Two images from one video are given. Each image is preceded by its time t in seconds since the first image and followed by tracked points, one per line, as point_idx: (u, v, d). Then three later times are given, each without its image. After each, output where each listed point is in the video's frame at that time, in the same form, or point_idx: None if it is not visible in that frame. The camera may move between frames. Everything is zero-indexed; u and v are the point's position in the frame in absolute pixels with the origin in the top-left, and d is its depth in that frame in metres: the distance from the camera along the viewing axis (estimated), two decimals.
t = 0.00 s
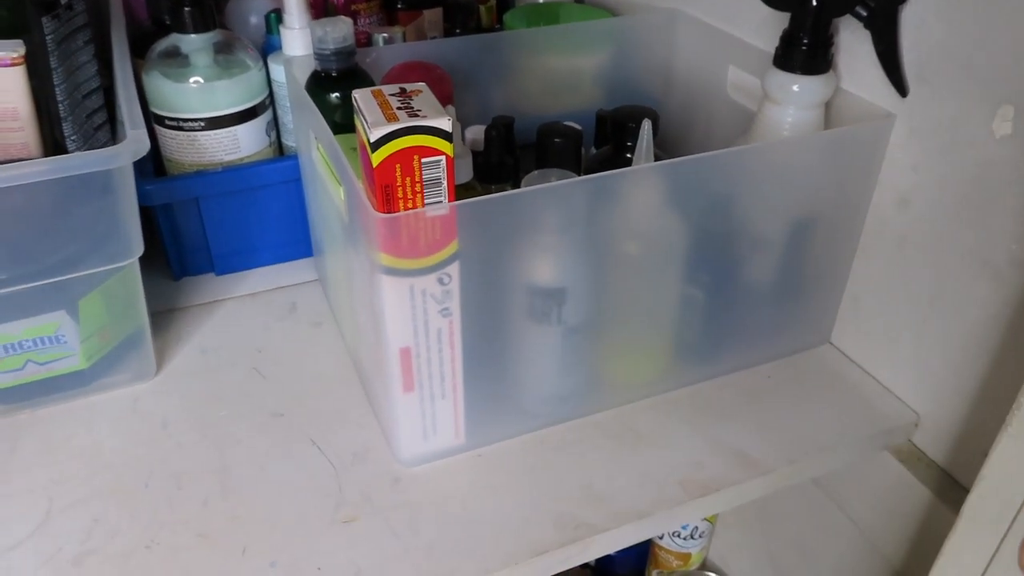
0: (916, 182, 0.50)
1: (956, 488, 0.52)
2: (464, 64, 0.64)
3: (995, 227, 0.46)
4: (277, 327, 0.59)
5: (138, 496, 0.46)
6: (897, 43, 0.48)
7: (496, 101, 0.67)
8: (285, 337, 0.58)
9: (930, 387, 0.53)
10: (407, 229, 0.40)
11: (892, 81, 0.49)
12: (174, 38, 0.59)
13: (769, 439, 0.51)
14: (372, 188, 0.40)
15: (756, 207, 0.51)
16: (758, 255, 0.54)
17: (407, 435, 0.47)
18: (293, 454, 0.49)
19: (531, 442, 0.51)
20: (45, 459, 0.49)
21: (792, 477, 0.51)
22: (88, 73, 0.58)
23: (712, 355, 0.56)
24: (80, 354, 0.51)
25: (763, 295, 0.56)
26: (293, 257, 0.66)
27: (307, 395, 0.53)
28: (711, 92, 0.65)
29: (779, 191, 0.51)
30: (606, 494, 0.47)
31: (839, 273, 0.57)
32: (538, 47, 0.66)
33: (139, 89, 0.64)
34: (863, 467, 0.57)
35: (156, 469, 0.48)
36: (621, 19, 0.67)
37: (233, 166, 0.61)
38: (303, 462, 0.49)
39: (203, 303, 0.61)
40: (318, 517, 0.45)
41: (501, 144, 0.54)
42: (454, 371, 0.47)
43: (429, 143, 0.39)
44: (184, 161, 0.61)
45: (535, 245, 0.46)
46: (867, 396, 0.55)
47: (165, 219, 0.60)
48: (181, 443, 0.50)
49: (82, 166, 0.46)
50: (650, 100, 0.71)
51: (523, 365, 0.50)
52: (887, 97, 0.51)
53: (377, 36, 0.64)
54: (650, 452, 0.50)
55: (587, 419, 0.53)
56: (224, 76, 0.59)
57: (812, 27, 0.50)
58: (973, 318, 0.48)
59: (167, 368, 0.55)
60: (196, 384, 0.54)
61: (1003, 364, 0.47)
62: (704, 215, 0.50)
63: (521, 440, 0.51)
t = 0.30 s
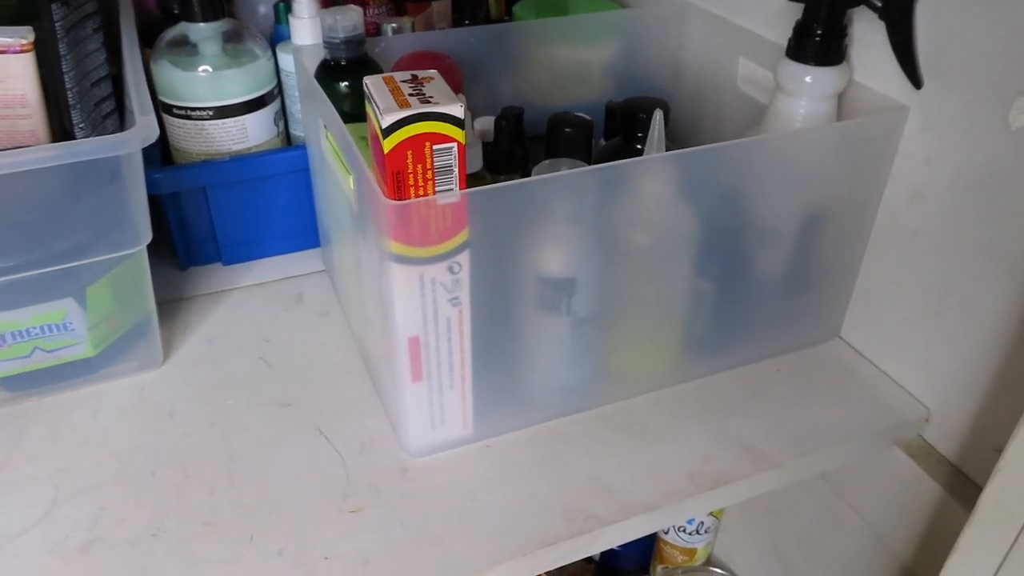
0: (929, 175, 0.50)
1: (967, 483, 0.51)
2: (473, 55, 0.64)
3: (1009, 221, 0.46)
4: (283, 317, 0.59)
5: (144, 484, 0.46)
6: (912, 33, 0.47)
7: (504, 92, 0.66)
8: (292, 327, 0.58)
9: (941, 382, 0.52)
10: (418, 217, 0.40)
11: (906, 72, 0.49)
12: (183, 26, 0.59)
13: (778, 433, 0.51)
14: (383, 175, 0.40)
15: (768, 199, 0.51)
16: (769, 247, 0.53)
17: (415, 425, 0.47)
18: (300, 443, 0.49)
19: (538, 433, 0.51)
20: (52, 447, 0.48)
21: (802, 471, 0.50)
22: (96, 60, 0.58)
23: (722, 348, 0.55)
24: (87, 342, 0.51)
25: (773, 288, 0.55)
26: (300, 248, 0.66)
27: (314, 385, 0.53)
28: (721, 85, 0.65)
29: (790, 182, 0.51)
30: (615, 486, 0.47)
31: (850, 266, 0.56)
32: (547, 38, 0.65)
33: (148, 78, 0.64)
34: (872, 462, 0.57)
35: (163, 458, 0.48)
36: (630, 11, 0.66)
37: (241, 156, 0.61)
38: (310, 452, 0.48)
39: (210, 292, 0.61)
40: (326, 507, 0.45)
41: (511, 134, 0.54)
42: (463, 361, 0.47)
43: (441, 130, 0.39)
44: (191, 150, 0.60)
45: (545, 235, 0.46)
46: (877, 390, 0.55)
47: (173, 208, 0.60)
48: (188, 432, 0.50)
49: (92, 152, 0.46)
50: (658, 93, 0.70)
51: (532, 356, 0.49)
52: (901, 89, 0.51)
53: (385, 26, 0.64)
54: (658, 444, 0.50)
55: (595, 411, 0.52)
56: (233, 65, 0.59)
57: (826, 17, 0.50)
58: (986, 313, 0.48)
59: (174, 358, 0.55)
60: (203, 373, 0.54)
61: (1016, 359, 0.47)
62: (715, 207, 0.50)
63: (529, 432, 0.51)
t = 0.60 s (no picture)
0: (948, 173, 0.49)
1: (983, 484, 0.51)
2: (487, 50, 0.63)
3: None
4: (295, 312, 0.58)
5: (157, 479, 0.46)
6: (932, 29, 0.47)
7: (518, 87, 0.66)
8: (304, 321, 0.58)
9: (958, 382, 0.52)
10: (436, 212, 0.40)
11: (926, 69, 0.48)
12: (196, 18, 0.59)
13: (794, 432, 0.51)
14: (401, 169, 0.40)
15: (785, 197, 0.51)
16: (785, 245, 0.53)
17: (430, 422, 0.47)
18: (313, 438, 0.49)
19: (553, 430, 0.50)
20: (64, 440, 0.48)
21: (817, 471, 0.50)
22: (110, 53, 0.57)
23: (737, 345, 0.55)
24: (100, 335, 0.51)
25: (789, 286, 0.55)
26: (312, 242, 0.65)
27: (327, 380, 0.53)
28: (737, 81, 0.64)
29: (808, 179, 0.51)
30: (630, 484, 0.47)
31: (866, 265, 0.56)
32: (562, 33, 0.65)
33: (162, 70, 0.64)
34: (887, 462, 0.57)
35: (176, 452, 0.48)
36: (646, 6, 0.66)
37: (254, 149, 0.60)
38: (323, 448, 0.48)
39: (222, 286, 0.61)
40: (339, 503, 0.45)
41: (526, 129, 0.53)
42: (478, 358, 0.47)
43: (461, 124, 0.39)
44: (204, 143, 0.60)
45: (563, 231, 0.45)
46: (893, 390, 0.54)
47: (185, 201, 0.60)
48: (201, 426, 0.49)
49: (107, 144, 0.46)
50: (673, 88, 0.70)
51: (547, 353, 0.49)
52: (921, 86, 0.50)
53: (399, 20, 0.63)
54: (673, 442, 0.50)
55: (609, 409, 0.52)
56: (247, 58, 0.59)
57: (847, 13, 0.49)
58: (1005, 313, 0.48)
59: (186, 351, 0.55)
60: (215, 367, 0.54)
61: None
62: (734, 204, 0.49)
63: (544, 429, 0.50)
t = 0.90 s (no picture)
0: (986, 173, 0.49)
1: (1017, 490, 0.50)
2: (515, 46, 0.63)
3: None
4: (320, 307, 0.58)
5: (184, 473, 0.46)
6: (972, 26, 0.46)
7: (545, 83, 0.65)
8: (329, 317, 0.57)
9: (992, 386, 0.51)
10: (467, 208, 0.39)
11: (966, 67, 0.47)
12: (223, 12, 0.59)
13: (824, 435, 0.50)
14: (433, 165, 0.40)
15: (817, 196, 0.50)
16: (817, 245, 0.52)
17: (456, 419, 0.47)
18: (339, 434, 0.49)
19: (579, 430, 0.50)
20: (91, 434, 0.48)
21: (848, 474, 0.49)
22: (138, 45, 0.58)
23: (766, 346, 0.54)
24: (126, 329, 0.51)
25: (819, 287, 0.54)
26: (336, 238, 0.65)
27: (353, 376, 0.53)
28: (767, 78, 0.63)
29: (841, 178, 0.50)
30: (658, 485, 0.46)
31: (898, 266, 0.55)
32: (590, 28, 0.64)
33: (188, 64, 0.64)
34: (917, 466, 0.56)
35: (202, 446, 0.48)
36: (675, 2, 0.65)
37: (279, 144, 0.60)
38: (350, 444, 0.48)
39: (247, 280, 0.61)
40: (365, 500, 0.45)
41: (555, 126, 0.53)
42: (506, 356, 0.46)
43: (493, 119, 0.38)
44: (230, 137, 0.60)
45: (593, 229, 0.45)
46: (924, 393, 0.54)
47: (211, 195, 0.60)
48: (227, 420, 0.49)
49: (141, 136, 0.46)
50: (701, 86, 0.69)
51: (574, 352, 0.49)
52: (959, 85, 0.49)
53: (425, 15, 0.64)
54: (701, 443, 0.49)
55: (636, 409, 0.51)
56: (273, 52, 0.58)
57: (884, 9, 0.48)
58: None
59: (211, 346, 0.55)
60: (241, 362, 0.53)
61: None
62: (766, 203, 0.49)
63: (570, 428, 0.50)
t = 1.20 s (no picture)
0: (1003, 183, 0.48)
1: None
2: (526, 49, 0.63)
3: None
4: (332, 312, 0.58)
5: (196, 478, 0.46)
6: (991, 35, 0.45)
7: (557, 88, 0.65)
8: (340, 322, 0.57)
9: (1007, 397, 0.51)
10: (480, 218, 0.39)
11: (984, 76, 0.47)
12: (237, 15, 0.59)
13: (836, 445, 0.50)
14: (446, 174, 0.39)
15: (832, 205, 0.50)
16: (831, 254, 0.52)
17: (467, 428, 0.47)
18: (350, 440, 0.49)
19: (590, 438, 0.50)
20: (104, 438, 0.49)
21: (860, 485, 0.49)
22: (151, 49, 0.58)
23: (778, 355, 0.54)
24: (139, 334, 0.51)
25: (833, 296, 0.54)
26: (347, 241, 0.65)
27: (363, 382, 0.53)
28: (781, 83, 0.63)
29: (856, 187, 0.49)
30: (669, 495, 0.46)
31: (913, 275, 0.55)
32: (604, 33, 0.64)
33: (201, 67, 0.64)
34: (929, 476, 0.55)
35: (213, 451, 0.48)
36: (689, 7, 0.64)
37: (292, 148, 0.60)
38: (360, 451, 0.48)
39: (259, 284, 0.61)
40: (376, 507, 0.45)
41: (568, 132, 0.53)
42: (517, 365, 0.46)
43: (507, 129, 0.38)
44: (243, 140, 0.60)
45: (605, 238, 0.45)
46: (938, 404, 0.53)
47: (223, 199, 0.60)
48: (239, 425, 0.49)
49: (158, 141, 0.46)
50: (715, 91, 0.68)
51: (586, 360, 0.49)
52: (977, 94, 0.49)
53: (439, 19, 0.63)
54: (713, 453, 0.49)
55: (647, 418, 0.51)
56: (286, 56, 0.59)
57: (901, 18, 0.48)
58: None
59: (223, 350, 0.55)
60: (253, 366, 0.54)
61: None
62: (780, 212, 0.48)
63: (580, 436, 0.50)
